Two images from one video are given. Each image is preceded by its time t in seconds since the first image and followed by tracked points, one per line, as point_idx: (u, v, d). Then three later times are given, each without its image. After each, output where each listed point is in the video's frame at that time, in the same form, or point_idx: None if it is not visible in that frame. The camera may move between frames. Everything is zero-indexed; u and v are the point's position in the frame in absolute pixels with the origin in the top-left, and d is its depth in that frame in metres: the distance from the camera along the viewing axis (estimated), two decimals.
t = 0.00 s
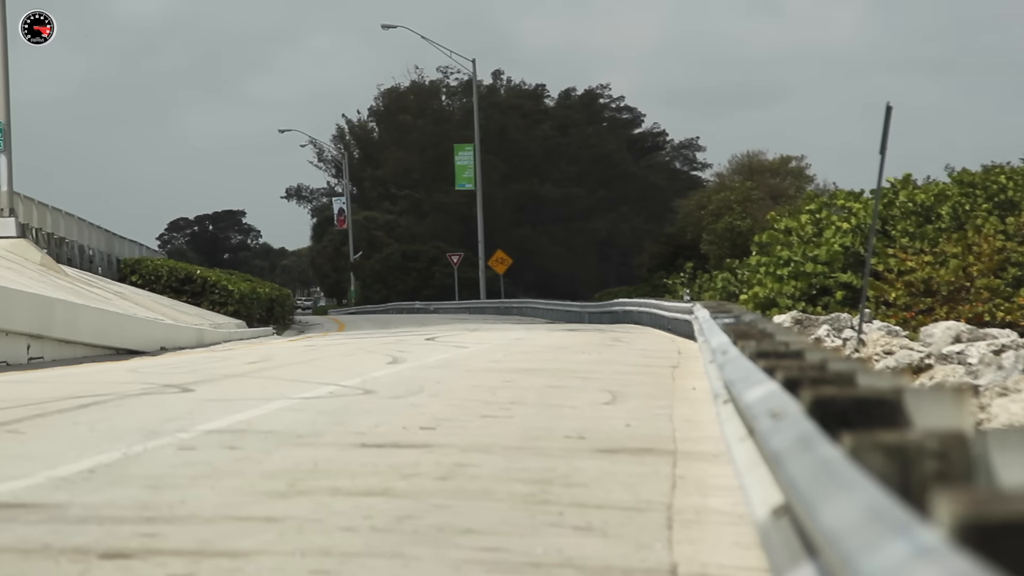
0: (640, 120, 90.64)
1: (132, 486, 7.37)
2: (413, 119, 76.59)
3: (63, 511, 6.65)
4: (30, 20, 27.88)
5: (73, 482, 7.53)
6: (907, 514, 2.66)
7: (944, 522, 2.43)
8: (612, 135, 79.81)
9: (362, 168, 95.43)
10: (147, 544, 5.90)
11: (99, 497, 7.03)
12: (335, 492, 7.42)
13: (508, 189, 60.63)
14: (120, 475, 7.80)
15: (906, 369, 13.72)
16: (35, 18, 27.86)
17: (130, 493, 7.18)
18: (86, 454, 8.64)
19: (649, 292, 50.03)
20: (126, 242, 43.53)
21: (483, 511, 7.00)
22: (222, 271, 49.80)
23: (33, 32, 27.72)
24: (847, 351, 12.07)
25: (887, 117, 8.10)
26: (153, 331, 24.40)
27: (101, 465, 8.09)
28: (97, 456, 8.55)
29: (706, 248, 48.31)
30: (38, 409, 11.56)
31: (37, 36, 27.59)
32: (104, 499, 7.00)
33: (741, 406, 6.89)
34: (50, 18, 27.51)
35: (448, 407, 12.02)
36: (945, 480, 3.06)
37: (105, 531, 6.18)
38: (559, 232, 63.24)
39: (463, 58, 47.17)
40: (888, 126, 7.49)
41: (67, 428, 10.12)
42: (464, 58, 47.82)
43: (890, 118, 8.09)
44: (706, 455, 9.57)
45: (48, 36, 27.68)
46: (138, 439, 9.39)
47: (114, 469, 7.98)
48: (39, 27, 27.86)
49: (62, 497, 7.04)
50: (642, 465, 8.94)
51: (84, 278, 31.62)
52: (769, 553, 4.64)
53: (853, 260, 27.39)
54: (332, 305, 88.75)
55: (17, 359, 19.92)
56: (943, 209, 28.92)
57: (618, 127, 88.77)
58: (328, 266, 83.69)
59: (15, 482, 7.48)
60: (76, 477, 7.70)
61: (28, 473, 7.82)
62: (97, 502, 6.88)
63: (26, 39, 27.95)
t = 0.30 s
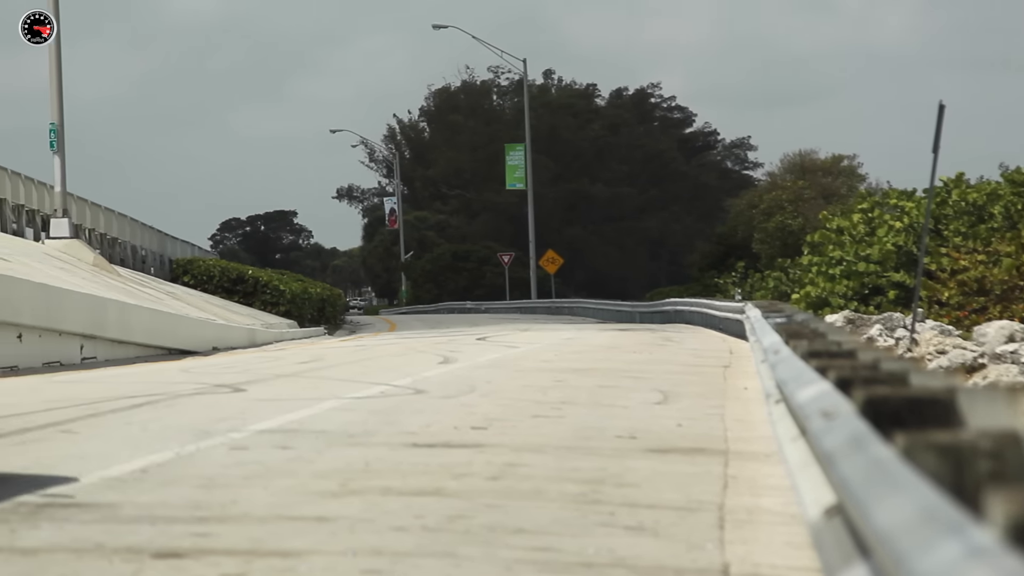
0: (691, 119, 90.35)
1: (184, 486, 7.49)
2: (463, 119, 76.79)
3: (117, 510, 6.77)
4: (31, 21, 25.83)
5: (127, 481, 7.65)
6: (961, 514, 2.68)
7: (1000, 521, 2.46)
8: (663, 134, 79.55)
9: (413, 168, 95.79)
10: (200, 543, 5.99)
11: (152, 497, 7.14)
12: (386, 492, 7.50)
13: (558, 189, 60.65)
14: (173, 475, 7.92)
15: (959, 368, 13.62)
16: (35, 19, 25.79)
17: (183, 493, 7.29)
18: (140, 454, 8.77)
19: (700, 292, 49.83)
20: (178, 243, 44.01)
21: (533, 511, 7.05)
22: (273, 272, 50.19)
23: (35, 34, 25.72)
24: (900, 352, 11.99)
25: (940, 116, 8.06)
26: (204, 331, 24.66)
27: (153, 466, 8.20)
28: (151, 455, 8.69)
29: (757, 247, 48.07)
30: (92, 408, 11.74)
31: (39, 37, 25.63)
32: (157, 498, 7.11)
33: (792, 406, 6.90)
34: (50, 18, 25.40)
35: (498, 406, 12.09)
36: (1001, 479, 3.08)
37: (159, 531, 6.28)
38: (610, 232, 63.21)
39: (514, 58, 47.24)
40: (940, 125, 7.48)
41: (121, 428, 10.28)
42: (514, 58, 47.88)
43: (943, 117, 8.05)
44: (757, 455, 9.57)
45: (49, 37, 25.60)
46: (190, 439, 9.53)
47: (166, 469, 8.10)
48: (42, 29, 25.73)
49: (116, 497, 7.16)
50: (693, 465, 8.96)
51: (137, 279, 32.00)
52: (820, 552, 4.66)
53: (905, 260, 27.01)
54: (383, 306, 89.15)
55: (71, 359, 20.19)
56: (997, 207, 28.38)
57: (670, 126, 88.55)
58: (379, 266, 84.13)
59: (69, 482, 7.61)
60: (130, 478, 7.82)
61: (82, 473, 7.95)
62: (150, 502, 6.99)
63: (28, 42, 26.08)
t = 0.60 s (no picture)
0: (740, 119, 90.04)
1: (234, 486, 7.57)
2: (511, 118, 76.89)
3: (165, 509, 6.80)
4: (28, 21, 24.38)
5: (178, 481, 7.71)
6: (1012, 515, 2.71)
7: None
8: (712, 134, 79.18)
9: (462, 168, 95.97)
10: (251, 542, 6.06)
11: (202, 496, 7.22)
12: (435, 491, 7.60)
13: (607, 189, 60.61)
14: (223, 474, 8.00)
15: (1010, 368, 13.54)
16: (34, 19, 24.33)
17: (233, 493, 7.37)
18: (189, 454, 8.84)
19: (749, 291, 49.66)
20: (227, 243, 44.42)
21: (582, 511, 7.10)
22: (322, 271, 50.52)
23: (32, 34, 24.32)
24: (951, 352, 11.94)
25: (990, 116, 8.03)
26: (254, 331, 24.91)
27: (203, 465, 8.28)
28: (200, 456, 8.76)
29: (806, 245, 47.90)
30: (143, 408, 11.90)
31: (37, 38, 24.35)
32: (207, 498, 7.14)
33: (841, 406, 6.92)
34: (50, 18, 24.08)
35: (546, 407, 12.15)
36: None
37: (208, 530, 6.29)
38: (658, 232, 63.12)
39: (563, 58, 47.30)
40: (991, 124, 7.47)
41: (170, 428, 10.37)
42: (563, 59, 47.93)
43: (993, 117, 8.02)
44: (807, 454, 9.58)
45: (48, 39, 24.34)
46: (240, 438, 9.61)
47: (216, 469, 8.18)
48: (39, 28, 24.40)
49: (164, 497, 7.17)
50: (742, 465, 8.99)
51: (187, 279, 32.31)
52: (870, 551, 4.69)
53: (955, 259, 26.97)
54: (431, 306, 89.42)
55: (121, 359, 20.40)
56: None
57: (719, 125, 88.30)
58: (428, 266, 84.38)
59: (119, 479, 7.66)
60: (180, 476, 7.91)
61: (131, 472, 7.98)
62: (201, 501, 7.07)
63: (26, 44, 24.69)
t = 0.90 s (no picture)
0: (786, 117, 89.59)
1: (280, 486, 7.67)
2: (555, 118, 76.93)
3: (211, 509, 6.91)
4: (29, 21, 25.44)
5: (225, 481, 7.82)
6: None
7: None
8: (757, 132, 78.85)
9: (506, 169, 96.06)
10: (297, 542, 6.14)
11: (248, 495, 7.32)
12: (480, 490, 7.68)
13: (652, 188, 60.48)
14: (270, 474, 8.12)
15: None
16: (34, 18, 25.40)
17: (279, 492, 7.47)
18: (235, 454, 8.95)
19: (795, 290, 49.39)
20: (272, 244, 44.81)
21: (628, 511, 7.15)
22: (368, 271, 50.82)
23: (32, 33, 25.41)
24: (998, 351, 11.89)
25: None
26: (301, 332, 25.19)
27: (248, 465, 8.38)
28: (246, 456, 8.87)
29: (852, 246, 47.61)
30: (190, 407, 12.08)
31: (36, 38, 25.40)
32: (253, 498, 7.24)
33: (888, 405, 6.93)
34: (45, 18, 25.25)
35: (591, 406, 12.21)
36: None
37: (253, 530, 6.38)
38: (704, 231, 63.00)
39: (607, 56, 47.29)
40: None
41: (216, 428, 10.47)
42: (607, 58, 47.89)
43: None
44: (854, 454, 9.59)
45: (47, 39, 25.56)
46: (286, 437, 9.74)
47: (261, 469, 8.28)
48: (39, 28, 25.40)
49: (211, 496, 7.28)
50: (788, 464, 9.02)
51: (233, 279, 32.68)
52: (916, 551, 4.72)
53: (1003, 258, 26.83)
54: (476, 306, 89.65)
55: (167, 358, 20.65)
56: None
57: (765, 124, 87.91)
58: (473, 266, 84.58)
59: (166, 480, 7.79)
60: (226, 476, 8.02)
61: (178, 473, 8.10)
62: (247, 500, 7.17)
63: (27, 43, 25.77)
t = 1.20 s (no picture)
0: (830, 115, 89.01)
1: (323, 486, 7.77)
2: (597, 117, 76.89)
3: (255, 508, 7.03)
4: (30, 21, 28.29)
5: (269, 480, 7.94)
6: None
7: None
8: (801, 131, 78.41)
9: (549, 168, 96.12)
10: (339, 541, 6.23)
11: (291, 495, 7.43)
12: (523, 490, 7.77)
13: (695, 188, 60.29)
14: (313, 474, 8.22)
15: None
16: (35, 19, 28.32)
17: (322, 492, 7.57)
18: (278, 454, 9.07)
19: (838, 290, 49.06)
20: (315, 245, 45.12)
21: (671, 511, 7.20)
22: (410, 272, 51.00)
23: (32, 33, 28.28)
24: None
25: None
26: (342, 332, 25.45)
27: (291, 465, 8.50)
28: (289, 455, 8.99)
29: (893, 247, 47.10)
30: (233, 407, 12.29)
31: (36, 37, 28.27)
32: (296, 498, 7.35)
33: (932, 405, 6.95)
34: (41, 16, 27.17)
35: (634, 406, 12.26)
36: None
37: (296, 529, 6.48)
38: (746, 230, 62.76)
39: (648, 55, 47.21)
40: None
41: (259, 428, 10.60)
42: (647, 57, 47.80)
43: None
44: (897, 454, 9.58)
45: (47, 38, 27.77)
46: (328, 437, 9.85)
47: (303, 469, 8.40)
48: (40, 28, 28.34)
49: (256, 496, 7.40)
50: (832, 464, 9.03)
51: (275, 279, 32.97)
52: (960, 551, 4.75)
53: None
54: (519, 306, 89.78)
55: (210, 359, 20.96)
56: None
57: (809, 123, 87.39)
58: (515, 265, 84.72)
59: (209, 480, 7.92)
60: (270, 475, 8.14)
61: (222, 472, 8.22)
62: (290, 500, 7.28)
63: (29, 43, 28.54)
